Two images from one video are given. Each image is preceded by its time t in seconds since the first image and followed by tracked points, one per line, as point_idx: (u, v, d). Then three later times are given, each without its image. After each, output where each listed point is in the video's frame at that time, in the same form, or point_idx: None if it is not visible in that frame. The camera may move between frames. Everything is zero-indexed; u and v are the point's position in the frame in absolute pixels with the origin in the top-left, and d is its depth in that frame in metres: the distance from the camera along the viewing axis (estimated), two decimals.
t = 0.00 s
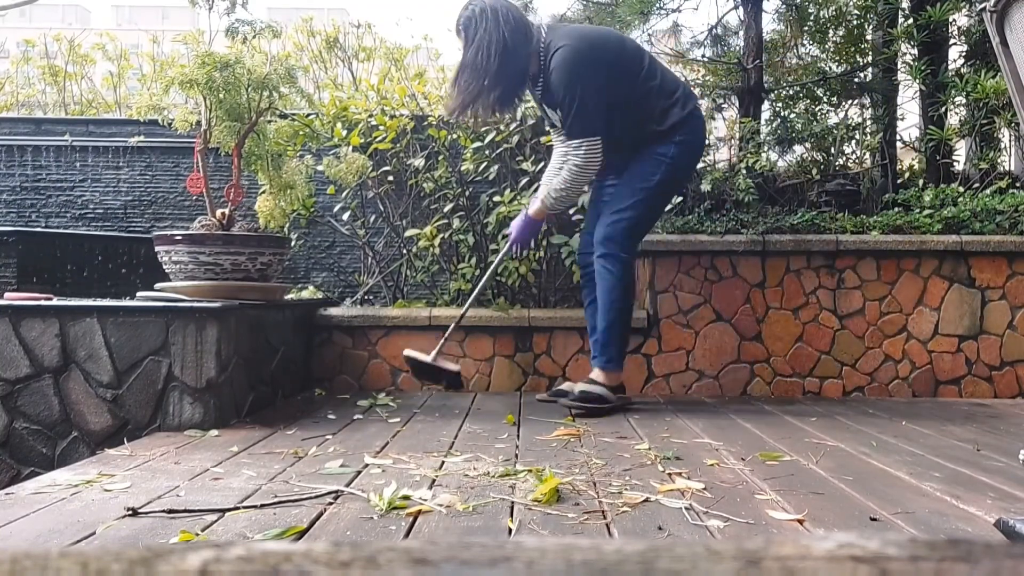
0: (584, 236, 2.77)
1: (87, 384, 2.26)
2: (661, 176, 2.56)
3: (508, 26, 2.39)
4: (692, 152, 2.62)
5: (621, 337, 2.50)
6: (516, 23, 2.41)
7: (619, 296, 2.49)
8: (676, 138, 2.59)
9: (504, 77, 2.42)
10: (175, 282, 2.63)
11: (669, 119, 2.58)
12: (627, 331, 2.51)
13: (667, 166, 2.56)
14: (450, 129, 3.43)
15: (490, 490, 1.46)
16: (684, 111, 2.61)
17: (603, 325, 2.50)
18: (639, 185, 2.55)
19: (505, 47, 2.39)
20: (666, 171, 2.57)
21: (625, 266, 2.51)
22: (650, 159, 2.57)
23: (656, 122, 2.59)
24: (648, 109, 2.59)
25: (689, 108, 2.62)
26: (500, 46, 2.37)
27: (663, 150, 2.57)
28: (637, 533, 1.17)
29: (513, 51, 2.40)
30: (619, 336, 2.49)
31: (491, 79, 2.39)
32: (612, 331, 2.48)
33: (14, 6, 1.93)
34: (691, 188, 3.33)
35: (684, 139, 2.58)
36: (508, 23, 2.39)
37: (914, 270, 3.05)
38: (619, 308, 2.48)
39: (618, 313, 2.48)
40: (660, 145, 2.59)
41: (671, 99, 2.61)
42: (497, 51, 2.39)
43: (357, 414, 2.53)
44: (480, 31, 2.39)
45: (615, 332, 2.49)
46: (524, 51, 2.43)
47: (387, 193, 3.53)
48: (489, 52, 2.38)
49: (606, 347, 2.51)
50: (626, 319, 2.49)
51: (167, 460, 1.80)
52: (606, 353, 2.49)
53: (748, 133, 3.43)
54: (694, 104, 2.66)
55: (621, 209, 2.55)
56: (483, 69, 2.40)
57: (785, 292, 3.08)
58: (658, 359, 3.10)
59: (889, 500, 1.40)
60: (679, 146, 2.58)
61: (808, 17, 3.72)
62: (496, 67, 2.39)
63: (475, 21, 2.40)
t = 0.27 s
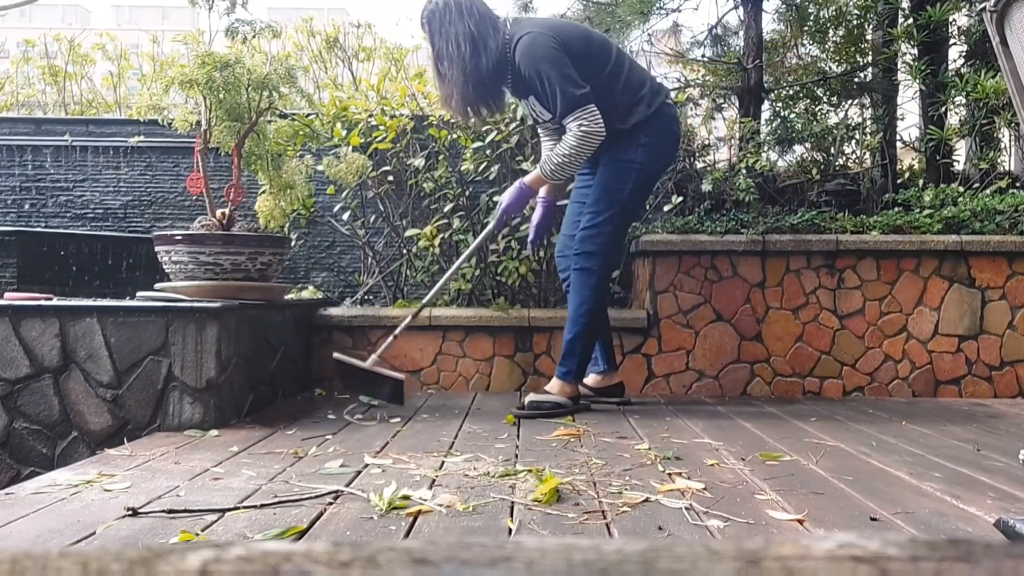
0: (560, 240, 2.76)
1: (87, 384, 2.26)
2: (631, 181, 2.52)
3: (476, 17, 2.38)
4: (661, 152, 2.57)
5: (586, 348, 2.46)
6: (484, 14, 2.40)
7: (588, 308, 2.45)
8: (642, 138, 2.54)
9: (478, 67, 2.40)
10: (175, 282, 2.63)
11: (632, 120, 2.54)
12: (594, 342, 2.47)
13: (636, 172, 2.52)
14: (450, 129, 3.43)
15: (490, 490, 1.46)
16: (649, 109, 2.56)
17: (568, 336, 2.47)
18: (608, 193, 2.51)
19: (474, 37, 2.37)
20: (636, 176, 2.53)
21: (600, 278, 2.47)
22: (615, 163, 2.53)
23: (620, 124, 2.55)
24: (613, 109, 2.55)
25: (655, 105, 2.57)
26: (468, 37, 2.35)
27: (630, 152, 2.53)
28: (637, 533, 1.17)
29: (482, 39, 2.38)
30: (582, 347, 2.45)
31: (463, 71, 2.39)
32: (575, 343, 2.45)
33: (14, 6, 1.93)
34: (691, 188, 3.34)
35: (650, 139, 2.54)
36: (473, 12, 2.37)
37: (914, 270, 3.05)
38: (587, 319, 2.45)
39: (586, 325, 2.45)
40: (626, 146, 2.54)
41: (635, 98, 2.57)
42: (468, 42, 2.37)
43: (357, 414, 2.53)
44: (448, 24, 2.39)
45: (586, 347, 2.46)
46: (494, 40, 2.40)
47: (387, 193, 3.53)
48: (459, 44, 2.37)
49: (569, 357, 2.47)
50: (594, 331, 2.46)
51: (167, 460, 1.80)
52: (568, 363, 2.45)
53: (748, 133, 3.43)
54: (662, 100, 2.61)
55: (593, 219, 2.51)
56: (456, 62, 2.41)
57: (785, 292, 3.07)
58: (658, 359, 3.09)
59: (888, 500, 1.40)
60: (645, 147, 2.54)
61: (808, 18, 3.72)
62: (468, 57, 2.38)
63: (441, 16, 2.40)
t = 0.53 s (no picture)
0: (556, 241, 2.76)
1: (87, 384, 2.26)
2: (621, 180, 2.50)
3: (454, 33, 2.39)
4: (652, 150, 2.56)
5: (583, 348, 2.45)
6: (463, 31, 2.41)
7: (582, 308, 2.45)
8: (631, 137, 2.53)
9: (448, 80, 2.38)
10: (175, 282, 2.63)
11: (621, 119, 2.54)
12: (589, 342, 2.46)
13: (625, 171, 2.51)
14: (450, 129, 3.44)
15: (490, 490, 1.46)
16: (639, 108, 2.55)
17: (564, 337, 2.46)
18: (598, 193, 2.51)
19: (448, 50, 2.36)
20: (626, 175, 2.52)
21: (591, 278, 2.47)
22: (605, 163, 2.53)
23: (609, 124, 2.55)
24: (601, 109, 2.55)
25: (644, 104, 2.56)
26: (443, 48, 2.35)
27: (619, 152, 2.52)
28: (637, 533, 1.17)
29: (457, 53, 2.37)
30: (577, 348, 2.44)
31: (430, 83, 2.36)
32: (571, 343, 2.44)
33: (14, 7, 1.93)
34: (691, 188, 3.34)
35: (641, 138, 2.53)
36: (451, 26, 2.38)
37: (914, 270, 3.05)
38: (581, 319, 2.44)
39: (581, 325, 2.44)
40: (616, 145, 2.54)
41: (624, 97, 2.56)
42: (442, 53, 2.36)
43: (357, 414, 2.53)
44: (425, 35, 2.39)
45: (582, 347, 2.46)
46: (469, 57, 2.40)
47: (387, 193, 3.53)
48: (432, 54, 2.36)
49: (565, 358, 2.46)
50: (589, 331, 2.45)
51: (167, 460, 1.80)
52: (563, 364, 2.45)
53: (748, 133, 3.43)
54: (653, 98, 2.59)
55: (584, 219, 2.51)
56: (424, 74, 2.39)
57: (785, 292, 3.08)
58: (658, 359, 3.09)
59: (889, 500, 1.40)
60: (634, 146, 2.53)
61: (808, 18, 3.72)
62: (439, 69, 2.37)
63: (421, 28, 2.42)
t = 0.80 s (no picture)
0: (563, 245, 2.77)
1: (87, 384, 2.26)
2: (609, 175, 2.50)
3: (444, 29, 2.42)
4: (640, 142, 2.54)
5: (581, 348, 2.45)
6: (453, 26, 2.44)
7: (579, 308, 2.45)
8: (616, 131, 2.52)
9: (443, 80, 2.45)
10: (175, 282, 2.63)
11: (605, 114, 2.53)
12: (589, 341, 2.46)
13: (613, 166, 2.50)
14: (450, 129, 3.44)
15: (490, 490, 1.46)
16: (623, 101, 2.53)
17: (563, 337, 2.47)
18: (589, 191, 2.51)
19: (441, 49, 2.41)
20: (614, 170, 2.51)
21: (587, 277, 2.46)
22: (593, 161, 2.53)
23: (594, 120, 2.55)
24: (586, 106, 2.56)
25: (628, 95, 2.54)
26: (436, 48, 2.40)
27: (605, 147, 2.52)
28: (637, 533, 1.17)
29: (449, 51, 2.42)
30: (576, 348, 2.44)
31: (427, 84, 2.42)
32: (569, 343, 2.44)
33: (14, 6, 1.93)
34: (691, 188, 3.34)
35: (625, 130, 2.52)
36: (442, 24, 2.41)
37: (914, 270, 3.05)
38: (580, 319, 2.44)
39: (579, 324, 2.44)
40: (603, 140, 2.53)
41: (608, 90, 2.55)
42: (436, 54, 2.42)
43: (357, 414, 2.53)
44: (417, 34, 2.42)
45: (581, 347, 2.45)
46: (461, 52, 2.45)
47: (387, 193, 3.52)
48: (426, 55, 2.41)
49: (565, 358, 2.46)
50: (587, 330, 2.45)
51: (167, 460, 1.80)
52: (563, 364, 2.45)
53: (748, 133, 3.43)
54: (638, 89, 2.56)
55: (578, 218, 2.51)
56: (420, 75, 2.44)
57: (785, 292, 3.08)
58: (658, 359, 3.09)
59: (889, 500, 1.40)
60: (620, 140, 2.52)
61: (808, 18, 3.72)
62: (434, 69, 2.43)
63: (412, 26, 2.44)
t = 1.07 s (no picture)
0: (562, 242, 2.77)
1: (87, 384, 2.26)
2: (619, 180, 2.50)
3: (452, 29, 2.40)
4: (650, 149, 2.55)
5: (584, 349, 2.45)
6: (460, 26, 2.42)
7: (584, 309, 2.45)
8: (628, 136, 2.52)
9: (449, 80, 2.43)
10: (175, 282, 2.63)
11: (618, 118, 2.53)
12: (591, 342, 2.46)
13: (623, 171, 2.51)
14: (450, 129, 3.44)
15: (490, 490, 1.46)
16: (635, 107, 2.53)
17: (565, 337, 2.46)
18: (597, 193, 2.51)
19: (447, 50, 2.39)
20: (624, 175, 2.51)
21: (593, 278, 2.46)
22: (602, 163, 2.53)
23: (605, 123, 2.55)
24: (598, 108, 2.55)
25: (641, 102, 2.54)
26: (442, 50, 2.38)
27: (615, 152, 2.52)
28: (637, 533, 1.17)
29: (455, 51, 2.40)
30: (579, 348, 2.44)
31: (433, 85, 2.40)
32: (572, 343, 2.44)
33: (14, 7, 1.93)
34: (691, 188, 3.34)
35: (637, 137, 2.52)
36: (449, 24, 2.39)
37: (914, 270, 3.05)
38: (582, 319, 2.44)
39: (582, 325, 2.44)
40: (614, 144, 2.53)
41: (621, 95, 2.55)
42: (442, 54, 2.40)
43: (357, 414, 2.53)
44: (424, 34, 2.40)
45: (584, 347, 2.45)
46: (467, 54, 2.43)
47: (387, 193, 3.53)
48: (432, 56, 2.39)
49: (566, 358, 2.46)
50: (591, 331, 2.45)
51: (167, 460, 1.80)
52: (565, 364, 2.45)
53: (748, 133, 3.43)
54: (651, 96, 2.57)
55: (584, 219, 2.51)
56: (425, 75, 2.43)
57: (785, 292, 3.08)
58: (658, 359, 3.09)
59: (888, 500, 1.40)
60: (630, 145, 2.52)
61: (808, 17, 3.72)
62: (438, 70, 2.41)
63: (419, 25, 2.41)
